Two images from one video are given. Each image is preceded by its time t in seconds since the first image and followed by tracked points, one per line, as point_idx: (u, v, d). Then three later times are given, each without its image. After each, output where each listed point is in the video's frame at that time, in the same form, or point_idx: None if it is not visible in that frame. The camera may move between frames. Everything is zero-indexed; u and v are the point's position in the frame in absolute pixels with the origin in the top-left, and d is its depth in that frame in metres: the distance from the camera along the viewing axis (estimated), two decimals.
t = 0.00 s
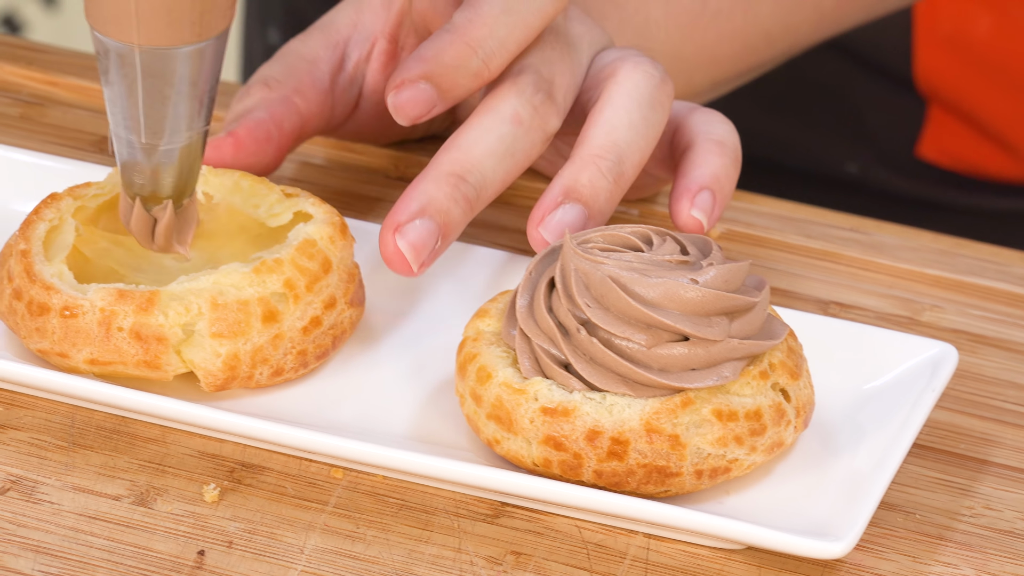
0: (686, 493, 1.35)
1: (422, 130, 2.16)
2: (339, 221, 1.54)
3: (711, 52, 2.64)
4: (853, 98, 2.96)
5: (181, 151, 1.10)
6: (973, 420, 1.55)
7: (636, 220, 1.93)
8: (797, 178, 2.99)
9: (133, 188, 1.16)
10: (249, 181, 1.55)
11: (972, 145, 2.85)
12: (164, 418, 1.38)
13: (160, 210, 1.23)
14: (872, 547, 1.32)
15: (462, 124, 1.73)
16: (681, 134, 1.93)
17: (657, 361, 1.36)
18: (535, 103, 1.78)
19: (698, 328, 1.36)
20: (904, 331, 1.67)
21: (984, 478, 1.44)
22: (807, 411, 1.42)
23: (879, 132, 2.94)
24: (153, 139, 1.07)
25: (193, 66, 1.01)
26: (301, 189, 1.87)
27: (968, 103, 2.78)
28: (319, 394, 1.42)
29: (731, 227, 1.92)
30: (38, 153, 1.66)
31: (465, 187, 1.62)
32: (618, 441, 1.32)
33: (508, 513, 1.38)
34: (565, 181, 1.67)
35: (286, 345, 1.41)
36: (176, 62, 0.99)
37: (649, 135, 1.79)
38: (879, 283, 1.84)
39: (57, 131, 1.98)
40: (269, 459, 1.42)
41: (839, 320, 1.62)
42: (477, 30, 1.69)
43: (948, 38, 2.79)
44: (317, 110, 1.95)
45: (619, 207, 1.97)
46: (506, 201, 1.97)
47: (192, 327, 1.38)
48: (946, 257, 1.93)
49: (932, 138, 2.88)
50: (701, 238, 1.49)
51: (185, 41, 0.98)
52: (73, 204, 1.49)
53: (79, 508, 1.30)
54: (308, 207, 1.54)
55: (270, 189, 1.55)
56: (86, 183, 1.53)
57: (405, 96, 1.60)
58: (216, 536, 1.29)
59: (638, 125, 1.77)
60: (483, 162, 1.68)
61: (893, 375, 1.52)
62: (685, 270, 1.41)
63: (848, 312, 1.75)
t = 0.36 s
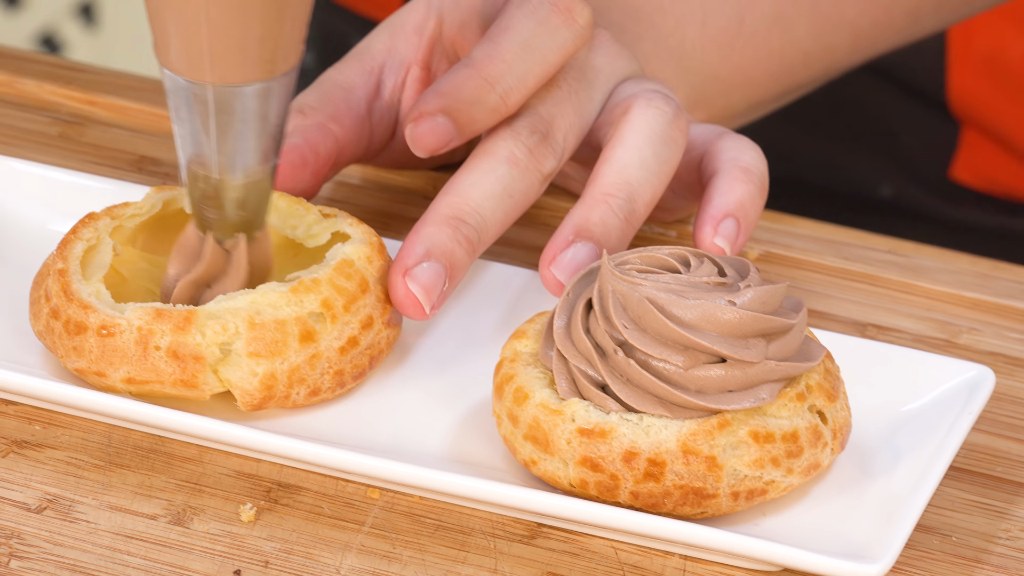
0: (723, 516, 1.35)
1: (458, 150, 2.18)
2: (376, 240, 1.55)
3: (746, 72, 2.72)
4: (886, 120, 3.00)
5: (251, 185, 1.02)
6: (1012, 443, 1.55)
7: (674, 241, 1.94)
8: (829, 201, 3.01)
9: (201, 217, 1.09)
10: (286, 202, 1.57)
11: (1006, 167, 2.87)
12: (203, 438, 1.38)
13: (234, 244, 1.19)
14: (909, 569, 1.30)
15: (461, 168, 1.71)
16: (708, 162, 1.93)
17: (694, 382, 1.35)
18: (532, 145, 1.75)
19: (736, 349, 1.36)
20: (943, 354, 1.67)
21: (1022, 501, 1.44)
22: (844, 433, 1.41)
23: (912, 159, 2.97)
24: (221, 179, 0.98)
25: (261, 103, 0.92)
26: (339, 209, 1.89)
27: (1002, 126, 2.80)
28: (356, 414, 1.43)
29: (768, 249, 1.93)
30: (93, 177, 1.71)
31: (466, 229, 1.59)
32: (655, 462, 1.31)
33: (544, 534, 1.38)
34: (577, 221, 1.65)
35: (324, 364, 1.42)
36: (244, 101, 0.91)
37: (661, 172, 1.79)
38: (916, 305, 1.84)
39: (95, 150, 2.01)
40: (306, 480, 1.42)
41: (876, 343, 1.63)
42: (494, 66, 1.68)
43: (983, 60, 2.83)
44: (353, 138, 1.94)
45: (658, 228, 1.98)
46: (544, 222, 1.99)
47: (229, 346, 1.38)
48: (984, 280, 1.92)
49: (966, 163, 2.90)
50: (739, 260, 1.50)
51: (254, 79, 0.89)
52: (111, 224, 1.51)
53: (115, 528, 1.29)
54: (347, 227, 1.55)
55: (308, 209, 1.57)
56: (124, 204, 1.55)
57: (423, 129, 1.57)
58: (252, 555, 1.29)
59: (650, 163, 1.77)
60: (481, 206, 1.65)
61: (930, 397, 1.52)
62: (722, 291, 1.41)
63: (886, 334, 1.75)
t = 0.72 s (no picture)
0: (754, 533, 1.34)
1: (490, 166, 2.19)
2: (408, 256, 1.55)
3: (780, 90, 2.68)
4: (922, 135, 2.95)
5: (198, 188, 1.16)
6: None
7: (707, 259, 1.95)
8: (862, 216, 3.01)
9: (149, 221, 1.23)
10: (318, 219, 1.57)
11: None
12: (234, 455, 1.38)
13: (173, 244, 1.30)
14: None
15: (496, 191, 1.74)
16: (740, 184, 1.93)
17: (725, 400, 1.35)
18: (567, 168, 1.78)
19: (768, 367, 1.36)
20: (975, 373, 1.66)
21: None
22: (876, 451, 1.41)
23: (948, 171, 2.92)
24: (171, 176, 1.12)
25: (214, 109, 1.06)
26: (372, 227, 1.91)
27: None
28: (387, 430, 1.43)
29: (800, 268, 1.94)
30: (131, 194, 1.75)
31: (502, 252, 1.62)
32: (686, 479, 1.30)
33: (575, 551, 1.38)
34: (608, 244, 1.65)
35: (355, 381, 1.42)
36: (203, 106, 1.05)
37: (692, 197, 1.79)
38: (949, 323, 1.83)
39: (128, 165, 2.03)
40: (337, 496, 1.42)
41: (907, 361, 1.63)
42: (526, 88, 1.69)
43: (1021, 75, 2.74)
44: (386, 156, 1.95)
45: (690, 247, 1.99)
46: (577, 240, 2.00)
47: (261, 362, 1.38)
48: (1018, 298, 1.91)
49: (1003, 181, 2.82)
50: (770, 278, 1.51)
51: (212, 83, 1.03)
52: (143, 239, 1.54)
53: (147, 543, 1.29)
54: (379, 243, 1.56)
55: (340, 225, 1.56)
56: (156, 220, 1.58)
57: (455, 148, 1.62)
58: (284, 571, 1.28)
59: (681, 188, 1.78)
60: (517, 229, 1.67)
61: (961, 416, 1.53)
62: (754, 309, 1.42)
63: (917, 352, 1.74)
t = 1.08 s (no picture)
0: (784, 542, 1.34)
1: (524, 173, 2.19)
2: (439, 265, 1.57)
3: (814, 101, 2.63)
4: (967, 146, 2.94)
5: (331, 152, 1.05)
6: None
7: (738, 268, 1.95)
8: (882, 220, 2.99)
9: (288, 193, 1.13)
10: (349, 230, 1.58)
11: None
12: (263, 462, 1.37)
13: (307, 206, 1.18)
14: None
15: (535, 214, 1.73)
16: (775, 203, 1.93)
17: (756, 410, 1.35)
18: (607, 193, 1.77)
19: (798, 377, 1.35)
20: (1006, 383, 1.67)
21: None
22: (906, 461, 1.41)
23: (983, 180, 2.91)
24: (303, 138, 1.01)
25: (332, 64, 0.96)
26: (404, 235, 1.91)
27: None
28: (418, 439, 1.44)
29: (830, 278, 1.94)
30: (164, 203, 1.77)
31: (539, 280, 1.62)
32: (717, 489, 1.30)
33: (605, 560, 1.38)
34: (640, 267, 1.65)
35: (386, 389, 1.42)
36: (320, 61, 0.95)
37: (727, 221, 1.79)
38: (980, 334, 1.84)
39: (160, 173, 2.05)
40: (367, 504, 1.42)
41: (938, 370, 1.63)
42: (561, 107, 1.69)
43: None
44: (421, 166, 1.96)
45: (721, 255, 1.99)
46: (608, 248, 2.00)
47: (291, 369, 1.39)
48: None
49: None
50: (801, 287, 1.51)
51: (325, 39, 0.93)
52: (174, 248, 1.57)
53: (177, 550, 1.28)
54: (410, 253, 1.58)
55: (370, 236, 1.58)
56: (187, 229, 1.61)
57: (489, 165, 1.62)
58: None
59: (716, 213, 1.78)
60: (555, 257, 1.67)
61: (991, 427, 1.53)
62: (786, 319, 1.42)
63: (948, 362, 1.75)
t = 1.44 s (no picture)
0: (804, 545, 1.33)
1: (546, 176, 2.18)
2: (459, 268, 1.59)
3: (837, 104, 2.63)
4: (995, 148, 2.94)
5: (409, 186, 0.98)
6: None
7: (758, 271, 1.96)
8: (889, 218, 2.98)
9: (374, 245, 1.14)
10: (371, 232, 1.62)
11: None
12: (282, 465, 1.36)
13: (388, 249, 1.18)
14: None
15: (558, 219, 1.76)
16: (798, 210, 1.93)
17: (775, 412, 1.35)
18: (630, 198, 1.79)
19: (817, 380, 1.35)
20: None
21: None
22: (925, 464, 1.41)
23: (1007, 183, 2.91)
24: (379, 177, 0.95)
25: (420, 99, 0.88)
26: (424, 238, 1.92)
27: None
28: (436, 442, 1.45)
29: (850, 281, 1.94)
30: (183, 205, 1.78)
31: (561, 284, 1.64)
32: (736, 491, 1.30)
33: (625, 562, 1.37)
34: (661, 271, 1.67)
35: (405, 391, 1.44)
36: (405, 97, 0.87)
37: (749, 227, 1.80)
38: (1000, 337, 1.84)
39: (180, 175, 2.06)
40: (386, 506, 1.41)
41: (958, 374, 1.64)
42: (584, 112, 1.73)
43: None
44: (445, 170, 1.98)
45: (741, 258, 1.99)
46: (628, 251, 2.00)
47: (310, 371, 1.40)
48: None
49: None
50: (820, 290, 1.52)
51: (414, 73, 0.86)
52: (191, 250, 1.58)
53: (196, 552, 1.28)
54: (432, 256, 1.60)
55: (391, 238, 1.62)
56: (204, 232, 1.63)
57: (513, 168, 1.61)
58: None
59: (738, 218, 1.79)
60: (579, 262, 1.69)
61: (1010, 430, 1.53)
62: (805, 322, 1.43)
63: (968, 365, 1.76)
